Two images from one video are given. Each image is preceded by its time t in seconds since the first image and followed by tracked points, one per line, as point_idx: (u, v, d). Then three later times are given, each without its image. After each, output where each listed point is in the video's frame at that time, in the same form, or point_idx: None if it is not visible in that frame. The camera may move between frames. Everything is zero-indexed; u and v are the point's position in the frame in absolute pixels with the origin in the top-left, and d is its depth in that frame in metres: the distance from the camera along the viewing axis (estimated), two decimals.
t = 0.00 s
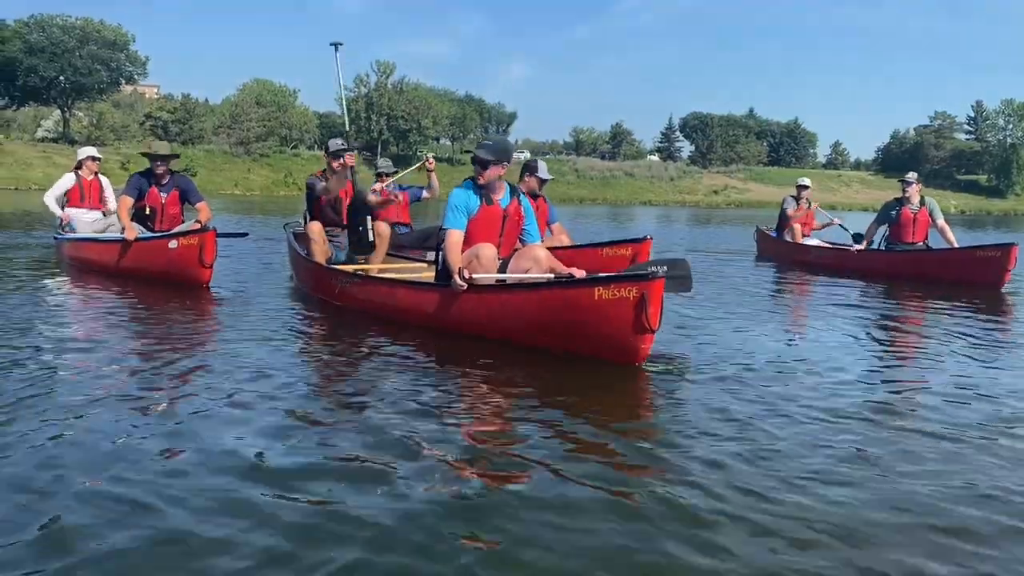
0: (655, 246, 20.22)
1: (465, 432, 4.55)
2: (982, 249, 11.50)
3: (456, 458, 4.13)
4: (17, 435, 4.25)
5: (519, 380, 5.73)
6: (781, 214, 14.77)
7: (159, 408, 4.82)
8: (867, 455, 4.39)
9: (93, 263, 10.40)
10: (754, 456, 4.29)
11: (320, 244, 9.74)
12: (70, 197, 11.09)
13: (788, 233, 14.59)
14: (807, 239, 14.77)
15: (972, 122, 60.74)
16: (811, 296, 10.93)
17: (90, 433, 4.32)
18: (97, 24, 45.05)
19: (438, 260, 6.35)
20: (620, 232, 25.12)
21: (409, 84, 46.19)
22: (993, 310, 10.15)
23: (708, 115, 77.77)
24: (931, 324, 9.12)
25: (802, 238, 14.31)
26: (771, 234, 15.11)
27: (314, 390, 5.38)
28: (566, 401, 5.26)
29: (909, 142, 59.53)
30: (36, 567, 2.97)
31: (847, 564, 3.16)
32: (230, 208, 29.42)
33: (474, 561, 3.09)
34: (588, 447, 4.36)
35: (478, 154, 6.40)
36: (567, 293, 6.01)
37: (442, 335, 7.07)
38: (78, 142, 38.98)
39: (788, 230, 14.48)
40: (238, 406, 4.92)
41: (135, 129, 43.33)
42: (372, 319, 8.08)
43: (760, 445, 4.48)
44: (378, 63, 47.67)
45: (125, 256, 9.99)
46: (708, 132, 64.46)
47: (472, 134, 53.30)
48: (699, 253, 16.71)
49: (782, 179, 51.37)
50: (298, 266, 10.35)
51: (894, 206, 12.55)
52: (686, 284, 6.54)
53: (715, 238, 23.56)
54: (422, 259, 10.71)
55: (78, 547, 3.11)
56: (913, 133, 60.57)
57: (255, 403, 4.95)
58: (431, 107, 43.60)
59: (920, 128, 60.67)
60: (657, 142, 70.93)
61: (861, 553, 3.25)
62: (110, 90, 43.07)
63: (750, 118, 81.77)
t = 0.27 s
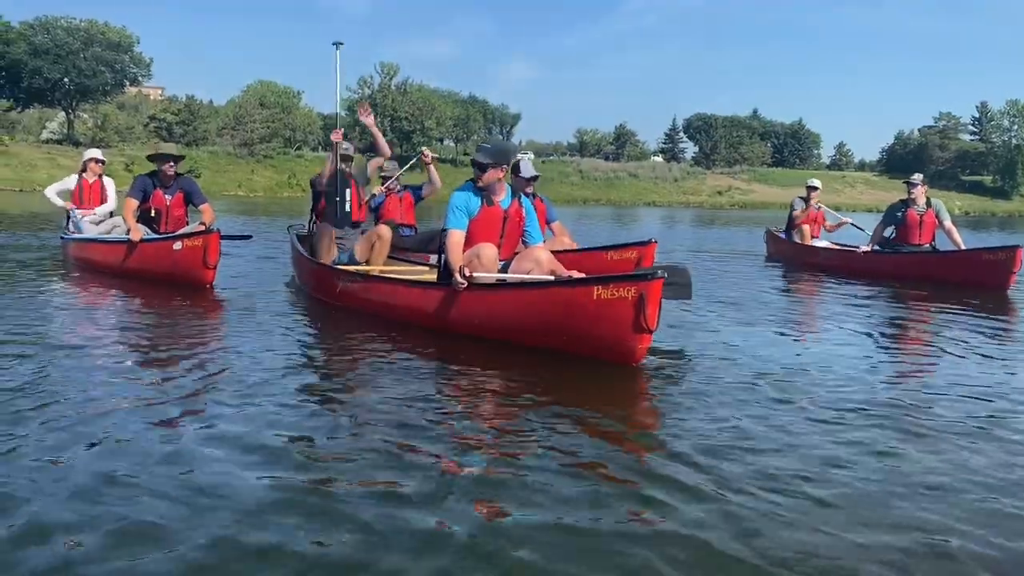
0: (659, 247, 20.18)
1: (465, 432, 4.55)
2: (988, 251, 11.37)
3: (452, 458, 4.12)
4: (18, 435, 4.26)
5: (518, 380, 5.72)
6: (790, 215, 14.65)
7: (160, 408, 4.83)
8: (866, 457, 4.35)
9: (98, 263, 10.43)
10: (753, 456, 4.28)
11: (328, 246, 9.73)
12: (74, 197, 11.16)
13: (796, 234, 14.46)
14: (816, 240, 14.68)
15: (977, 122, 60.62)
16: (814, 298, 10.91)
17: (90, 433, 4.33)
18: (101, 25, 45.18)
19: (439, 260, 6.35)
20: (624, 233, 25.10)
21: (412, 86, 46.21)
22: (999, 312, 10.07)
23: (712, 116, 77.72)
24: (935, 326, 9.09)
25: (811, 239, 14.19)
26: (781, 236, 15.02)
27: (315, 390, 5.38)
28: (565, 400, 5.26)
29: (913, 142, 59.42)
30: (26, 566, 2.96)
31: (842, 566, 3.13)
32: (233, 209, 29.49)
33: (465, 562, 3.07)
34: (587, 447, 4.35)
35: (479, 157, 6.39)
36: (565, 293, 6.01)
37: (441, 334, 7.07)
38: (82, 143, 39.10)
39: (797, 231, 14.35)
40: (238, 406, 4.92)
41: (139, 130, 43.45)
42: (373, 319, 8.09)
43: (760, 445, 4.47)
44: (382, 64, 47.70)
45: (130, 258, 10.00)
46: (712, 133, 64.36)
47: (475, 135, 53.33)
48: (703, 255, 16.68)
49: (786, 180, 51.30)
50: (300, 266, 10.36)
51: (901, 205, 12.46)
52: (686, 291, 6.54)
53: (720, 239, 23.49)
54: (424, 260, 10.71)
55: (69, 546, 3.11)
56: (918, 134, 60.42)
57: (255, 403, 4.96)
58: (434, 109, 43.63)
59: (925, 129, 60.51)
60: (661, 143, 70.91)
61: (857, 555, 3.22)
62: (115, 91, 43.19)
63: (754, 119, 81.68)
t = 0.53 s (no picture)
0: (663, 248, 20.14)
1: (464, 431, 4.54)
2: (991, 251, 11.23)
3: (447, 459, 4.09)
4: (18, 434, 4.27)
5: (516, 381, 5.72)
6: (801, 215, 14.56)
7: (160, 406, 4.83)
8: (863, 459, 4.33)
9: (103, 263, 10.45)
10: (753, 456, 4.27)
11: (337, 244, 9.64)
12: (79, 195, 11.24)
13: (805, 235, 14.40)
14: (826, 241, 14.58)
15: (981, 123, 60.48)
16: (816, 298, 10.88)
17: (89, 432, 4.33)
18: (106, 26, 45.29)
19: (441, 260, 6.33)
20: (628, 233, 25.07)
21: (416, 86, 46.23)
22: (1003, 313, 10.00)
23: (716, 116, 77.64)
24: (938, 327, 9.05)
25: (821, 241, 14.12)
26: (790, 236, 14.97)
27: (315, 389, 5.38)
28: (562, 401, 5.25)
29: (917, 143, 59.29)
30: (14, 565, 2.95)
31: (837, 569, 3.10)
32: (236, 209, 29.53)
33: (456, 564, 3.05)
34: (586, 447, 4.34)
35: (484, 158, 6.38)
36: (564, 296, 6.01)
37: (440, 335, 7.07)
38: (87, 143, 39.18)
39: (807, 232, 14.27)
40: (238, 404, 4.92)
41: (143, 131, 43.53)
42: (373, 318, 8.09)
43: (760, 445, 4.46)
44: (386, 65, 47.71)
45: (135, 258, 10.02)
46: (717, 133, 64.27)
47: (479, 135, 53.33)
48: (707, 256, 16.64)
49: (789, 181, 51.23)
50: (302, 266, 10.36)
51: (906, 207, 12.40)
52: (687, 292, 6.53)
53: (725, 240, 23.44)
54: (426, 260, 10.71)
55: (59, 547, 3.10)
56: (923, 135, 60.28)
57: (256, 402, 4.96)
58: (438, 109, 43.64)
59: (930, 130, 60.35)
60: (665, 144, 70.87)
61: (852, 558, 3.19)
62: (119, 92, 43.28)
63: (758, 119, 81.59)
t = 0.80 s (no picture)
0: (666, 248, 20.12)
1: (463, 430, 4.54)
2: (997, 251, 11.11)
3: (445, 458, 4.08)
4: (19, 435, 4.27)
5: (515, 380, 5.72)
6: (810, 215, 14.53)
7: (160, 407, 4.84)
8: (863, 457, 4.31)
9: (108, 263, 10.46)
10: (752, 455, 4.27)
11: (344, 243, 9.63)
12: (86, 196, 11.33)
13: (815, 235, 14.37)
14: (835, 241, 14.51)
15: (985, 123, 60.38)
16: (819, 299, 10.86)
17: (91, 433, 4.34)
18: (109, 27, 45.37)
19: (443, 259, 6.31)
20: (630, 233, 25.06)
21: (419, 86, 46.25)
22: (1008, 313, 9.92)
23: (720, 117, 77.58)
24: (941, 326, 9.02)
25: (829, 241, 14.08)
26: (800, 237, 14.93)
27: (315, 389, 5.39)
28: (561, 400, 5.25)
29: (921, 143, 59.21)
30: (10, 565, 2.95)
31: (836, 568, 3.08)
32: (240, 209, 29.57)
33: (455, 563, 3.05)
34: (585, 446, 4.34)
35: (487, 157, 6.37)
36: (563, 295, 6.01)
37: (440, 335, 7.08)
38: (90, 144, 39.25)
39: (816, 233, 14.23)
40: (238, 405, 4.92)
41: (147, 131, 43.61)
42: (373, 318, 8.10)
43: (760, 444, 4.45)
44: (389, 65, 47.75)
45: (139, 258, 10.03)
46: (720, 134, 64.12)
47: (481, 135, 53.34)
48: (711, 256, 16.62)
49: (792, 181, 51.18)
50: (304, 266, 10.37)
51: (912, 207, 12.35)
52: (687, 291, 6.52)
53: (728, 240, 23.40)
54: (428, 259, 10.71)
55: (54, 547, 3.08)
56: (927, 135, 60.16)
57: (256, 403, 4.96)
58: (441, 109, 43.67)
59: (935, 130, 60.22)
60: (668, 144, 70.83)
61: (851, 557, 3.18)
62: (123, 92, 43.36)
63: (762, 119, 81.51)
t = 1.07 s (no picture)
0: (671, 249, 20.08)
1: (462, 428, 4.53)
2: (1002, 253, 10.97)
3: (441, 457, 4.06)
4: (18, 430, 4.26)
5: (513, 377, 5.71)
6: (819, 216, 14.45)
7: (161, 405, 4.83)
8: (863, 457, 4.28)
9: (112, 261, 10.49)
10: (753, 455, 4.24)
11: (347, 245, 9.60)
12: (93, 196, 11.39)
13: (823, 236, 14.31)
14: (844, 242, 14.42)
15: (990, 123, 60.23)
16: (823, 299, 10.81)
17: (90, 429, 4.32)
18: (113, 27, 45.44)
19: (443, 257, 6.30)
20: (634, 234, 25.02)
21: (422, 86, 46.24)
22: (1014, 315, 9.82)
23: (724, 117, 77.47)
24: (945, 327, 8.96)
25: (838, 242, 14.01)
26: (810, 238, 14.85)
27: (315, 387, 5.38)
28: (559, 397, 5.25)
29: (926, 143, 59.06)
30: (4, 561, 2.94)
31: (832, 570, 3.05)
32: (243, 209, 29.59)
33: (451, 562, 3.03)
34: (584, 445, 4.32)
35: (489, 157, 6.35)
36: (563, 292, 6.02)
37: (439, 334, 7.08)
38: (94, 143, 39.30)
39: (825, 234, 14.16)
40: (237, 403, 4.91)
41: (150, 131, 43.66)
42: (374, 318, 8.10)
43: (760, 444, 4.43)
44: (392, 65, 47.71)
45: (143, 255, 10.04)
46: (723, 134, 64.03)
47: (485, 135, 53.31)
48: (716, 257, 16.55)
49: (796, 181, 51.15)
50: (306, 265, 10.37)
51: (919, 208, 12.28)
52: (688, 290, 6.50)
53: (733, 241, 23.34)
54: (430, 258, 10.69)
55: (46, 545, 3.07)
56: (932, 135, 59.99)
57: (256, 401, 4.95)
58: (444, 109, 43.64)
59: (939, 131, 60.04)
60: (671, 144, 70.77)
61: (849, 559, 3.15)
62: (126, 91, 43.41)
63: (766, 120, 81.40)
